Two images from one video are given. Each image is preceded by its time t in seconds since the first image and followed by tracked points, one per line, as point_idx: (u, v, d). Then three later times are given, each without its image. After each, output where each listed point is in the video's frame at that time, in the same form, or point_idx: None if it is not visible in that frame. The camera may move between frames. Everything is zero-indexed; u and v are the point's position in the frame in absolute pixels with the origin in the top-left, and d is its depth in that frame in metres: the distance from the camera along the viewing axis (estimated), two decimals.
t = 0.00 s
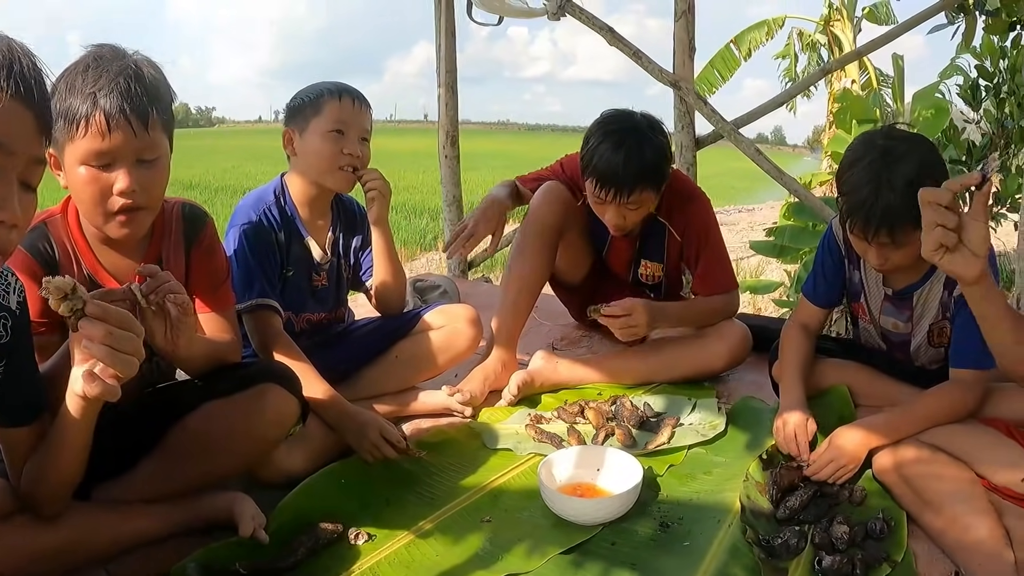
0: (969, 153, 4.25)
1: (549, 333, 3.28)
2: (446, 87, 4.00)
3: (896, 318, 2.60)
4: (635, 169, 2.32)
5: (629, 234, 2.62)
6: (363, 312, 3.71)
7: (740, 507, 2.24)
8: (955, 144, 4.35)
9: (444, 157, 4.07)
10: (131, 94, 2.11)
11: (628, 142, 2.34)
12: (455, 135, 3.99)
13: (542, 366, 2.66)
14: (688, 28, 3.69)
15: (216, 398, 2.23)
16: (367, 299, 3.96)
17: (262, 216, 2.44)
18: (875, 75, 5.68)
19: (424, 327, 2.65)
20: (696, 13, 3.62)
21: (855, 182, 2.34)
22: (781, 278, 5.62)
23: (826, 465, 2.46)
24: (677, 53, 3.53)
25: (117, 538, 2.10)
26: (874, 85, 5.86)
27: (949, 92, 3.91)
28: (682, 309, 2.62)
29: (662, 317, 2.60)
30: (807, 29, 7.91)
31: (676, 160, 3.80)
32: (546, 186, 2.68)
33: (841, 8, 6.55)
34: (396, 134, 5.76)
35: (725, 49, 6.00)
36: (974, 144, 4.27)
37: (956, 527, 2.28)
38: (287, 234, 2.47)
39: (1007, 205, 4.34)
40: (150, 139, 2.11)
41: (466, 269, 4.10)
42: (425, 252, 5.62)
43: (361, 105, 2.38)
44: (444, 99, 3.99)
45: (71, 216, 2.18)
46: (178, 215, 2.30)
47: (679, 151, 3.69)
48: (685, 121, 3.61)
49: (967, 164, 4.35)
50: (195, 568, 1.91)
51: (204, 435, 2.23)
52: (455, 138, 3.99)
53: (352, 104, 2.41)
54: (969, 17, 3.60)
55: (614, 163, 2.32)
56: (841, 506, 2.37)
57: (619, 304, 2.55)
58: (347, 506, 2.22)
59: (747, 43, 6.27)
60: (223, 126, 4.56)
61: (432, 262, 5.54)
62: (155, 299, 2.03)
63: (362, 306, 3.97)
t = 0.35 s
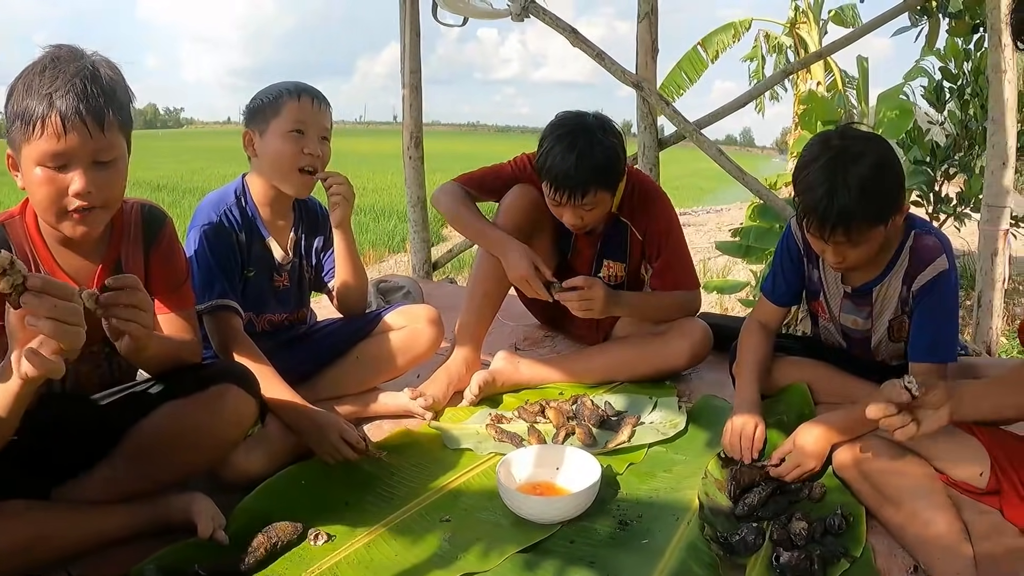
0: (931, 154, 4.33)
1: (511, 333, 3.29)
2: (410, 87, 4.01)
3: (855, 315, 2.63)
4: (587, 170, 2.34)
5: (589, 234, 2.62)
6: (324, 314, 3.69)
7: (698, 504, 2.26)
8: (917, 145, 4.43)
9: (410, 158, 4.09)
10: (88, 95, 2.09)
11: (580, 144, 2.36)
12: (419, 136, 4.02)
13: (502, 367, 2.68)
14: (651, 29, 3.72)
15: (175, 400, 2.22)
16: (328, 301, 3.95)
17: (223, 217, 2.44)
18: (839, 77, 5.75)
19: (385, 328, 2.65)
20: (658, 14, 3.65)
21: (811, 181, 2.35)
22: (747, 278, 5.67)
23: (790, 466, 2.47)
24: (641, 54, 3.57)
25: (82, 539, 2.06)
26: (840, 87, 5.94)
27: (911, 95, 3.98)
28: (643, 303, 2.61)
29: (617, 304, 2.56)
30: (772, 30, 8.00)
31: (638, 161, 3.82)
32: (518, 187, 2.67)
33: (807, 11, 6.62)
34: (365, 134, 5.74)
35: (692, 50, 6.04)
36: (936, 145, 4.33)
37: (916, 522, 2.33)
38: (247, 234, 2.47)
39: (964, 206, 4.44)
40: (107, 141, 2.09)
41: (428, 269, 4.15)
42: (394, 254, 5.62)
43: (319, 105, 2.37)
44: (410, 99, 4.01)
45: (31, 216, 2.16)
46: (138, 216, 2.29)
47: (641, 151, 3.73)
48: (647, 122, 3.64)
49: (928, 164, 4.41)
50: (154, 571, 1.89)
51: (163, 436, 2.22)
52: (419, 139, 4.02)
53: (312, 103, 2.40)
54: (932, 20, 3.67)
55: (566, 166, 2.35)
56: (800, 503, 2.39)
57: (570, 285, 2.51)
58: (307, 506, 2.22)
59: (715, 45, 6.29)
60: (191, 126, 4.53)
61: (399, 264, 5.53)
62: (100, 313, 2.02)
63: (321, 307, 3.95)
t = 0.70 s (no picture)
0: (887, 155, 4.35)
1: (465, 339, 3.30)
2: (364, 93, 4.05)
3: (805, 315, 2.66)
4: (535, 183, 2.32)
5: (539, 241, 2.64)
6: (276, 322, 3.68)
7: (647, 508, 2.27)
8: (872, 146, 4.48)
9: (364, 165, 4.16)
10: (33, 106, 2.05)
11: (529, 158, 2.35)
12: (371, 142, 4.11)
13: (453, 373, 2.69)
14: (602, 34, 3.75)
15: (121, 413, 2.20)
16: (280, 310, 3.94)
17: (171, 226, 2.42)
18: (795, 80, 5.84)
19: (335, 336, 2.67)
20: (610, 18, 3.68)
21: (754, 180, 2.39)
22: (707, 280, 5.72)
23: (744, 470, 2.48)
24: (592, 59, 3.64)
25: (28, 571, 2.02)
26: (795, 89, 6.02)
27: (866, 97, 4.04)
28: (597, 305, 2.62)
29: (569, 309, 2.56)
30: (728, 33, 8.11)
31: (591, 165, 3.86)
32: (465, 194, 2.67)
33: (762, 15, 6.71)
34: (325, 140, 5.74)
35: (649, 54, 6.08)
36: (891, 146, 4.37)
37: (864, 521, 2.36)
38: (195, 244, 2.46)
39: (918, 206, 4.52)
40: (51, 151, 2.06)
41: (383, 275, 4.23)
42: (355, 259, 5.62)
43: (264, 112, 2.39)
44: (363, 105, 4.10)
45: None
46: (84, 227, 2.27)
47: (594, 155, 3.76)
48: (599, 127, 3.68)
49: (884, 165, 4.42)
50: None
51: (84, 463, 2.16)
52: (371, 145, 4.10)
53: (257, 111, 2.41)
54: (886, 23, 3.74)
55: (515, 178, 2.33)
56: (752, 504, 2.39)
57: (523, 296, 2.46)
58: (254, 515, 2.19)
59: (670, 49, 6.33)
60: (149, 133, 4.49)
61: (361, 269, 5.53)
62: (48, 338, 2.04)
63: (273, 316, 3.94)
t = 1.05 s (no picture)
0: (826, 157, 4.45)
1: (402, 348, 3.33)
2: (301, 102, 4.10)
3: (740, 316, 2.69)
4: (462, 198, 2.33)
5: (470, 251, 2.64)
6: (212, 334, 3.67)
7: (576, 516, 2.29)
8: (813, 149, 4.60)
9: (301, 174, 4.16)
10: None
11: (456, 168, 2.38)
12: (309, 151, 4.16)
13: (388, 383, 2.70)
14: (537, 41, 3.77)
15: (50, 431, 2.19)
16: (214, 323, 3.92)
17: (99, 240, 2.41)
18: (738, 84, 5.94)
19: (269, 348, 2.68)
20: (544, 25, 3.71)
21: (681, 181, 2.43)
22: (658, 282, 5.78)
23: (683, 472, 2.47)
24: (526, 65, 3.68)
25: None
26: (739, 92, 6.12)
27: (804, 102, 4.14)
28: (532, 313, 2.65)
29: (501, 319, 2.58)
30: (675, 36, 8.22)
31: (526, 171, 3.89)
32: (395, 205, 2.68)
33: (705, 19, 6.81)
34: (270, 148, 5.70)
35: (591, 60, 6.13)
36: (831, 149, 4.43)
37: (795, 524, 2.40)
38: (123, 258, 2.45)
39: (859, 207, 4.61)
40: None
41: (323, 285, 4.24)
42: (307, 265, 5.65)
43: (191, 125, 2.38)
44: (301, 113, 4.09)
45: None
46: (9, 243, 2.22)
47: (529, 162, 3.82)
48: (534, 134, 3.74)
49: (824, 167, 4.51)
50: None
51: (12, 489, 2.13)
52: (309, 154, 4.15)
53: (184, 123, 2.41)
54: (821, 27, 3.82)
55: (443, 192, 2.35)
56: (685, 509, 2.41)
57: (450, 303, 2.48)
58: (186, 533, 2.19)
59: (613, 54, 6.36)
60: (90, 144, 4.46)
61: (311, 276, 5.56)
62: None
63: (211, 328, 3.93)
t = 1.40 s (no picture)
0: (847, 134, 4.42)
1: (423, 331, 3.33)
2: (315, 89, 4.26)
3: (761, 290, 2.66)
4: (479, 181, 2.33)
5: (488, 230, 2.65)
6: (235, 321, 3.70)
7: (601, 495, 2.27)
8: (833, 127, 4.53)
9: (318, 161, 4.25)
10: None
11: (472, 145, 2.39)
12: (325, 138, 4.18)
13: (408, 366, 2.69)
14: (552, 20, 3.75)
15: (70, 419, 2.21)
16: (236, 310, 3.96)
17: (117, 229, 2.42)
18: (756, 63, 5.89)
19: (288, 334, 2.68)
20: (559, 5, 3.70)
21: (694, 151, 2.47)
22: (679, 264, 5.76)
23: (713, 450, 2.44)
24: (542, 47, 3.72)
25: None
26: (757, 72, 6.08)
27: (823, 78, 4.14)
28: (552, 293, 2.63)
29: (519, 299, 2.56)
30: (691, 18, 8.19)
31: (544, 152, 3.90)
32: (413, 186, 2.67)
33: (720, 0, 6.76)
34: (286, 139, 5.70)
35: (608, 41, 6.12)
36: (851, 126, 4.40)
37: (821, 501, 2.37)
38: (141, 246, 2.45)
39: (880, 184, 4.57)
40: None
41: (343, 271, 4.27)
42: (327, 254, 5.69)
43: (210, 113, 2.38)
44: (316, 101, 4.25)
45: None
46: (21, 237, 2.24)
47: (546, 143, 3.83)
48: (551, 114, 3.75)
49: (845, 144, 4.48)
50: None
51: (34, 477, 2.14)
52: (325, 141, 4.18)
53: (203, 111, 2.41)
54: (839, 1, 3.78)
55: (459, 176, 2.34)
56: (711, 488, 2.39)
57: (468, 279, 2.48)
58: (209, 517, 2.19)
59: (629, 35, 6.31)
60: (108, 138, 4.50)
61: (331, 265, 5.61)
62: None
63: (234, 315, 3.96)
